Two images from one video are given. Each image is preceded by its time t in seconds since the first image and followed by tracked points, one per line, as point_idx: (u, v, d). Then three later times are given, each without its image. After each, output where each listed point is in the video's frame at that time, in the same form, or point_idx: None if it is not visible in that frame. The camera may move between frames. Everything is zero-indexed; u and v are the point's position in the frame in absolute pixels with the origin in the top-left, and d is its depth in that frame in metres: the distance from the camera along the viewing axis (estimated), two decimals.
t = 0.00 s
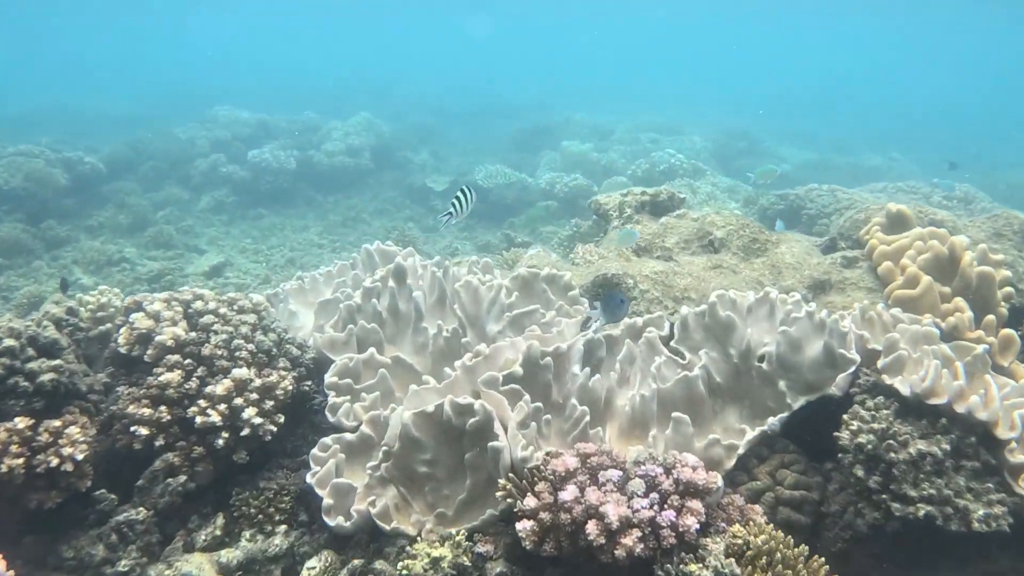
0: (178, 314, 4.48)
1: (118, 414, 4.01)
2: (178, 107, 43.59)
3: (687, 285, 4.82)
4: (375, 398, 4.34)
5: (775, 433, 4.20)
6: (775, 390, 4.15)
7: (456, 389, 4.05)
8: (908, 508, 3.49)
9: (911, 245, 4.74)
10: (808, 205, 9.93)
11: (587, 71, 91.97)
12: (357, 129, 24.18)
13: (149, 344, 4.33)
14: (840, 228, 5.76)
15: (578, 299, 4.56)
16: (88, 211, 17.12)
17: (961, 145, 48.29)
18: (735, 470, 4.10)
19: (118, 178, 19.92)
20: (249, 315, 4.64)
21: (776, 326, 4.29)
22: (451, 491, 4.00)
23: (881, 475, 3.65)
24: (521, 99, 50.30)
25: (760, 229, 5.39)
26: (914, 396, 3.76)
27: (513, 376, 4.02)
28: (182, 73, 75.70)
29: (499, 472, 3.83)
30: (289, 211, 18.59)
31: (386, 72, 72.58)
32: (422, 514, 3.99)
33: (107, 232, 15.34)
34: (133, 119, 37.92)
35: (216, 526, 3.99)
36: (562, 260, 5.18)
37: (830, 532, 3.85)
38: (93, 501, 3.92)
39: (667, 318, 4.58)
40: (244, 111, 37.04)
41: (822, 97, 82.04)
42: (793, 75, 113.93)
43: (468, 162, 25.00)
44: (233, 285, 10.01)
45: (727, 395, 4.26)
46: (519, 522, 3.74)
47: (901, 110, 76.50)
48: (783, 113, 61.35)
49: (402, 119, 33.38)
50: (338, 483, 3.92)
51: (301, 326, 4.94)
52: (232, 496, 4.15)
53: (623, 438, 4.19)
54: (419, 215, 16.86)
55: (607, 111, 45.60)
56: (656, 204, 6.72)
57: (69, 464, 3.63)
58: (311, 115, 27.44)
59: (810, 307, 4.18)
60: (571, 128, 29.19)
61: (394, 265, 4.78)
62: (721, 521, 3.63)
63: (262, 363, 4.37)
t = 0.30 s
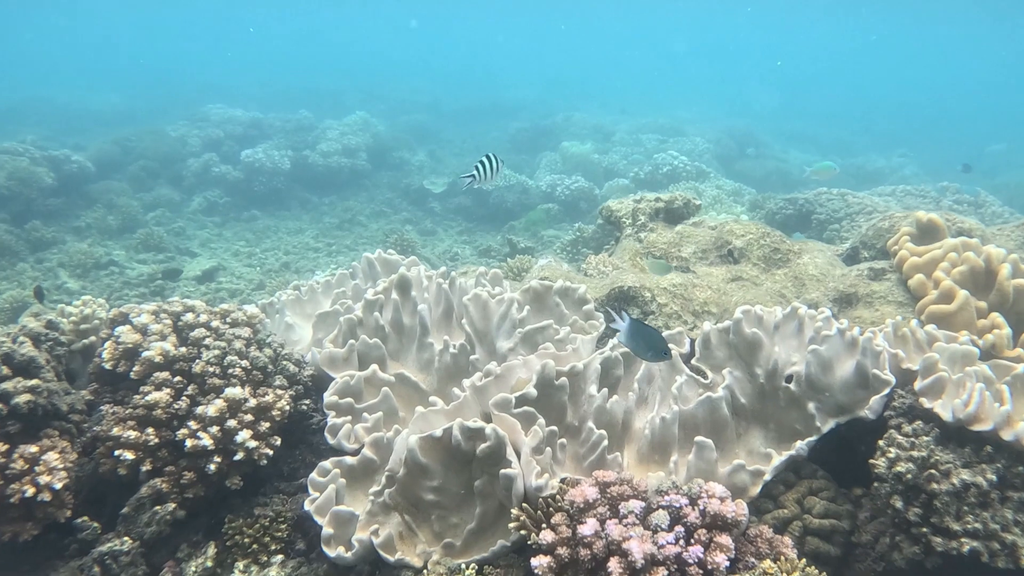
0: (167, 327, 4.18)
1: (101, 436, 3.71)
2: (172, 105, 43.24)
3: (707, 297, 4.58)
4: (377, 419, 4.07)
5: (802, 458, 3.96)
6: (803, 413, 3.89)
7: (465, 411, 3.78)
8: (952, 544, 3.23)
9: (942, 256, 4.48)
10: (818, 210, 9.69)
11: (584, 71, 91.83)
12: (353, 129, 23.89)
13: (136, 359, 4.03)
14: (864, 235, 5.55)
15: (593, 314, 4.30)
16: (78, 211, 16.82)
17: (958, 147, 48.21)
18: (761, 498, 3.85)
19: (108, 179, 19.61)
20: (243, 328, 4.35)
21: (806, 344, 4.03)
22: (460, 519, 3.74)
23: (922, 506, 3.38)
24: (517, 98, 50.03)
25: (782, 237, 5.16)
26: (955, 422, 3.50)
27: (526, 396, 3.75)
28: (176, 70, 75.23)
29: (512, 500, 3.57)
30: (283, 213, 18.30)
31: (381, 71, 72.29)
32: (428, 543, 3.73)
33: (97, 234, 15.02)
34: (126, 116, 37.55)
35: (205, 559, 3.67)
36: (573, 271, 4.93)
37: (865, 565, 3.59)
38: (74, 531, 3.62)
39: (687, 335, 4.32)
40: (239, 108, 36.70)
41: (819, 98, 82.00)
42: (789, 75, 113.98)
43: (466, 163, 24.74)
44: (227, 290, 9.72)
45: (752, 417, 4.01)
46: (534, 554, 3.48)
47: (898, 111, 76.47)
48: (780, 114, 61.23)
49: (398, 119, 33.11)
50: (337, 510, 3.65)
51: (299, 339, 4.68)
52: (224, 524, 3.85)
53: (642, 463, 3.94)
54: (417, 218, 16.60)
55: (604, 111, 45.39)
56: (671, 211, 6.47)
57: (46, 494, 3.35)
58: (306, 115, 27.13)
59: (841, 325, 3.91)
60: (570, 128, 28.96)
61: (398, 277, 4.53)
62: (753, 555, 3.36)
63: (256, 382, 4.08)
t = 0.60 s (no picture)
0: (156, 347, 3.92)
1: (84, 467, 3.44)
2: (166, 107, 42.94)
3: (730, 317, 4.37)
4: (381, 447, 3.82)
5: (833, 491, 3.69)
6: (835, 443, 3.62)
7: (475, 441, 3.51)
8: None
9: (977, 275, 4.21)
10: (827, 219, 9.49)
11: (580, 75, 91.77)
12: (349, 133, 23.63)
13: (123, 382, 3.76)
14: (888, 249, 5.36)
15: (611, 335, 4.07)
16: (67, 217, 16.55)
17: (956, 153, 48.18)
18: (790, 534, 3.59)
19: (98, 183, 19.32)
20: (238, 348, 4.10)
21: (839, 370, 3.78)
22: (468, 556, 3.48)
23: (968, 549, 3.11)
24: (514, 102, 49.79)
25: (806, 253, 5.00)
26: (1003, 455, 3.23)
27: (541, 426, 3.48)
28: (171, 72, 74.98)
29: (524, 537, 3.30)
30: (278, 219, 18.02)
31: (377, 74, 72.09)
32: None
33: (86, 241, 14.72)
34: (120, 118, 37.26)
35: None
36: (587, 287, 4.71)
37: None
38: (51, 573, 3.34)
39: (709, 358, 4.07)
40: (234, 111, 36.41)
41: (815, 103, 82.04)
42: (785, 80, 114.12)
43: (463, 168, 24.49)
44: (220, 301, 9.46)
45: (780, 447, 3.76)
46: None
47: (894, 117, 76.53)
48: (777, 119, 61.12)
49: (395, 123, 32.84)
50: (337, 546, 3.37)
51: (297, 360, 4.42)
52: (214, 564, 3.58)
53: (663, 496, 3.68)
54: (414, 224, 16.35)
55: (601, 116, 45.19)
56: (687, 224, 6.27)
57: (21, 536, 3.09)
58: (302, 118, 26.86)
59: (877, 349, 3.65)
60: (567, 132, 28.71)
61: (404, 294, 4.29)
62: None
63: (252, 408, 3.83)
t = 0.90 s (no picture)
0: (146, 375, 3.68)
1: (66, 509, 3.21)
2: (159, 109, 42.59)
3: (751, 343, 4.25)
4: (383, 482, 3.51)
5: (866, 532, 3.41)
6: (867, 482, 3.38)
7: (486, 479, 3.26)
8: None
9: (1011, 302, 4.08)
10: (836, 231, 9.42)
11: (575, 78, 91.66)
12: (346, 136, 23.40)
13: (110, 413, 3.53)
14: (910, 270, 5.44)
15: (629, 363, 3.90)
16: (57, 222, 16.29)
17: (952, 157, 48.18)
18: None
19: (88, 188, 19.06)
20: (233, 375, 3.86)
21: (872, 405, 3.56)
22: None
23: None
24: (510, 105, 49.61)
25: (827, 275, 5.07)
26: None
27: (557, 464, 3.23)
28: (166, 73, 74.59)
29: None
30: (272, 223, 17.78)
31: (372, 76, 71.80)
32: None
33: (76, 247, 14.44)
34: (113, 122, 36.97)
35: None
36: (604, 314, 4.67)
37: None
38: None
39: (732, 389, 3.87)
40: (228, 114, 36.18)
41: (810, 106, 82.14)
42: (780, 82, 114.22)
43: (460, 172, 24.30)
44: (213, 312, 9.23)
45: (809, 483, 3.51)
46: None
47: (889, 121, 76.60)
48: (773, 123, 61.05)
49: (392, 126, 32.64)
50: None
51: (296, 385, 4.21)
52: None
53: (685, 536, 3.40)
54: (411, 229, 16.16)
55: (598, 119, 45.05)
56: (703, 241, 6.41)
57: None
58: (297, 121, 26.61)
59: (913, 384, 3.41)
60: (566, 136, 28.55)
61: (411, 318, 4.08)
62: None
63: (248, 441, 3.60)
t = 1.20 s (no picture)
0: (130, 398, 3.41)
1: (42, 545, 2.93)
2: (147, 110, 42.11)
3: (769, 364, 4.26)
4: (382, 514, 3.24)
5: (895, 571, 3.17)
6: (897, 515, 3.19)
7: (495, 513, 3.04)
8: None
9: None
10: (839, 238, 9.46)
11: (564, 78, 91.46)
12: (337, 137, 23.13)
13: (91, 441, 3.26)
14: (928, 285, 5.68)
15: (642, 387, 3.74)
16: (42, 225, 15.95)
17: (943, 160, 48.38)
18: None
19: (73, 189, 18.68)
20: (223, 397, 3.60)
21: (899, 435, 3.39)
22: None
23: None
24: (501, 106, 49.40)
25: (844, 290, 5.25)
26: None
27: (569, 497, 3.00)
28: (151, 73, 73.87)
29: None
30: (263, 226, 17.49)
31: (362, 76, 71.27)
32: None
33: (61, 251, 14.11)
34: (98, 122, 36.52)
35: None
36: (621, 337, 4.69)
37: None
38: None
39: (751, 415, 3.69)
40: (216, 115, 35.85)
41: (800, 107, 82.26)
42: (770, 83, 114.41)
43: (453, 174, 24.12)
44: (202, 319, 9.01)
45: (834, 514, 3.33)
46: None
47: (879, 122, 76.85)
48: (763, 123, 61.07)
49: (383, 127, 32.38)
50: None
51: (290, 407, 3.97)
52: None
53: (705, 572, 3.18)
54: (404, 232, 15.96)
55: (590, 119, 44.90)
56: (713, 253, 6.40)
57: None
58: (286, 121, 26.29)
59: (945, 412, 3.23)
60: (559, 138, 28.46)
61: (411, 336, 3.87)
62: None
63: (238, 470, 3.35)
